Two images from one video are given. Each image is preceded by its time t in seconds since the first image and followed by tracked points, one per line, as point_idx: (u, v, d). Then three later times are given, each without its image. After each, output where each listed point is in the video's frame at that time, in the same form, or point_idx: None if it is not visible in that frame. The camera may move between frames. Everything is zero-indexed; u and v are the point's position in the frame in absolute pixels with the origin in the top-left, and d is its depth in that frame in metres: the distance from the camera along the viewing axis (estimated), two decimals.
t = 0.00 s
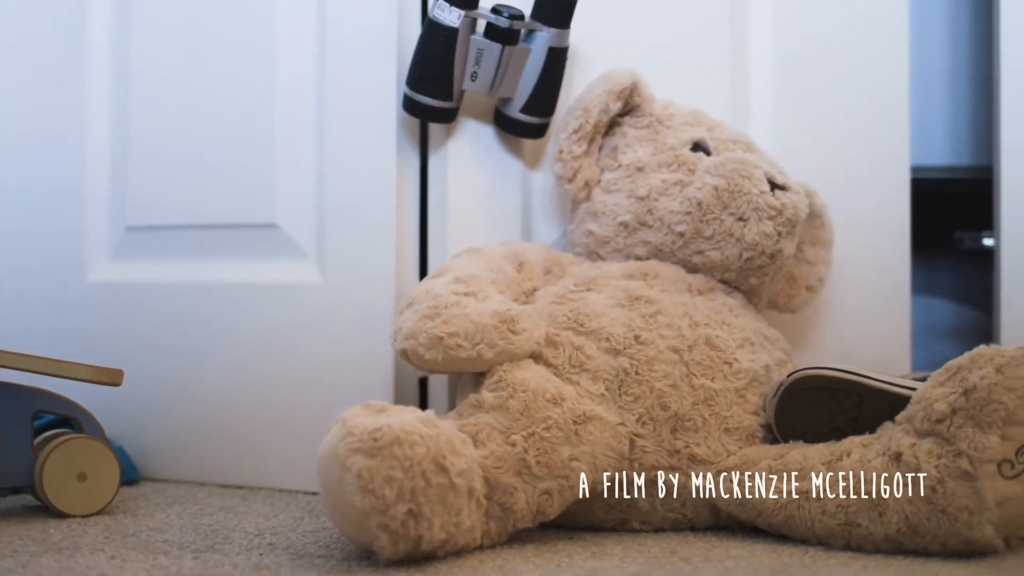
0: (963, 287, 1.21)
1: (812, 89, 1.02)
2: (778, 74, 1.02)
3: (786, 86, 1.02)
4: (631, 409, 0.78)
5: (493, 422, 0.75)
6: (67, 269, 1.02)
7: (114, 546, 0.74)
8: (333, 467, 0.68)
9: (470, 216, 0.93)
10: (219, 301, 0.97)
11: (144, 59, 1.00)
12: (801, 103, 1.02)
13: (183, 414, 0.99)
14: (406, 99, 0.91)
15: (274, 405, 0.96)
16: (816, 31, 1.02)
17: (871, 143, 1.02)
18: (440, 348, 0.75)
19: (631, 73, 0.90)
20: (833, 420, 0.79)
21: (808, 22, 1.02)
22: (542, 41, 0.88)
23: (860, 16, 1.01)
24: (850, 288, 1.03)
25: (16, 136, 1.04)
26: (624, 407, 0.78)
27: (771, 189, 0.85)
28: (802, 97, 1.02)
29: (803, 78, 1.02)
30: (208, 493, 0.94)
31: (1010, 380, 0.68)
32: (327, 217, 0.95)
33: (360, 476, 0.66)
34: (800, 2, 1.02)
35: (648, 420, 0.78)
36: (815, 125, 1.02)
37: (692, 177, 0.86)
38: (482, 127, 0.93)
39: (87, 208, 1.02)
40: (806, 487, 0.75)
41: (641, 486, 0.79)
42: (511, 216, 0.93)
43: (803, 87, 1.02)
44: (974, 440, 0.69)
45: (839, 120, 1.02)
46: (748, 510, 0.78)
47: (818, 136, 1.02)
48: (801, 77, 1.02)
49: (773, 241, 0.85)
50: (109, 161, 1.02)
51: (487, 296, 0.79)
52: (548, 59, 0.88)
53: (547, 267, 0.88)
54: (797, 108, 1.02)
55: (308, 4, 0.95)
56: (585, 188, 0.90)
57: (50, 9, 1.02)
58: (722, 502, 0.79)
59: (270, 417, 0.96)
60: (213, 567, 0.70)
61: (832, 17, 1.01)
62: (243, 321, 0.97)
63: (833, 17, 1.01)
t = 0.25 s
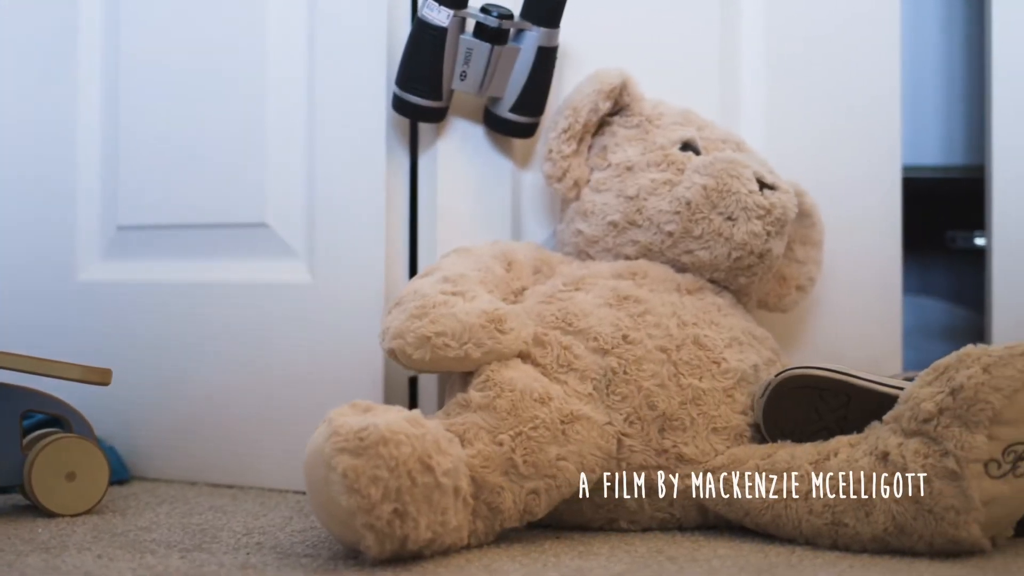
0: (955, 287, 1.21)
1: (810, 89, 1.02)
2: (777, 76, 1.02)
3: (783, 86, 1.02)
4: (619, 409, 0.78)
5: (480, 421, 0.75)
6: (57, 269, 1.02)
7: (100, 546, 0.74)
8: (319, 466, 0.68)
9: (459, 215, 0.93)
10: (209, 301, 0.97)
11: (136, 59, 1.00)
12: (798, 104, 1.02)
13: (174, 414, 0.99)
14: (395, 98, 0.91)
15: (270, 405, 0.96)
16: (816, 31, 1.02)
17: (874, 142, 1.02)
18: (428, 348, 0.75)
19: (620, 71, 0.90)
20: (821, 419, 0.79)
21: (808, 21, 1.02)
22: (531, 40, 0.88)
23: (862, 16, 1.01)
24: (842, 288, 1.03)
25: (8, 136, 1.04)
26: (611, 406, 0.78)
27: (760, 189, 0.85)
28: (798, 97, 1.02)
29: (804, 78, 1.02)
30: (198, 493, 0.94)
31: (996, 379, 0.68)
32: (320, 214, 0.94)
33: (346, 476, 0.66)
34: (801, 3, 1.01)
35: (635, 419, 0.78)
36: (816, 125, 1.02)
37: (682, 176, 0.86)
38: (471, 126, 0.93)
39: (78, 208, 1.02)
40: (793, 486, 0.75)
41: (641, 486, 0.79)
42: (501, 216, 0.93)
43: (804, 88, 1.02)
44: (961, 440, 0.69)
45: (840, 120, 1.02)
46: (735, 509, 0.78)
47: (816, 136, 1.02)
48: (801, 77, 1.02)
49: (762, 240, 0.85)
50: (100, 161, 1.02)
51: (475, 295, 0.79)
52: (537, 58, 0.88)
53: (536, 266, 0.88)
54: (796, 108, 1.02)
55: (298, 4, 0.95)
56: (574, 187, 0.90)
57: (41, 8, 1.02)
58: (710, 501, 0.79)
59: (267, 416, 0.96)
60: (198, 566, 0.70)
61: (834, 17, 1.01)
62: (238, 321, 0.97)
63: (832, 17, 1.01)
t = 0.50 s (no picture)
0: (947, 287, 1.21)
1: (805, 89, 1.02)
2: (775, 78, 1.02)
3: (779, 86, 1.02)
4: (607, 408, 0.78)
5: (467, 421, 0.75)
6: (48, 269, 1.02)
7: (87, 546, 0.74)
8: (305, 465, 0.67)
9: (449, 215, 0.93)
10: (199, 301, 0.97)
11: (126, 58, 1.00)
12: (794, 104, 1.02)
13: (164, 413, 0.99)
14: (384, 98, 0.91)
15: (261, 404, 0.96)
16: (813, 31, 1.01)
17: (870, 142, 1.02)
18: (415, 347, 0.75)
19: (610, 71, 0.90)
20: (809, 419, 0.79)
21: (805, 21, 1.01)
22: (520, 40, 0.88)
23: (861, 16, 1.01)
24: (833, 287, 1.03)
25: None
26: (599, 405, 0.78)
27: (749, 188, 0.85)
28: (792, 97, 1.02)
29: (800, 78, 1.02)
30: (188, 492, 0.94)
31: (983, 379, 0.68)
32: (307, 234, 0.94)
33: (332, 476, 0.66)
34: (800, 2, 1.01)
35: (623, 419, 0.78)
36: (812, 125, 1.02)
37: (671, 176, 0.86)
38: (461, 126, 0.93)
39: (69, 207, 1.02)
40: (780, 486, 0.75)
41: (641, 486, 0.79)
42: (490, 215, 0.93)
43: (801, 88, 1.02)
44: (948, 440, 0.69)
45: (836, 120, 1.02)
46: (723, 509, 0.78)
47: (812, 137, 1.02)
48: (797, 78, 1.02)
49: (751, 240, 0.85)
50: (91, 161, 1.02)
51: (463, 294, 0.79)
52: (526, 58, 0.88)
53: (525, 266, 0.88)
54: (795, 108, 1.02)
55: (288, 3, 0.95)
56: (564, 186, 0.90)
57: (33, 8, 1.02)
58: (698, 501, 0.79)
59: (258, 416, 0.96)
60: (184, 566, 0.70)
61: (834, 18, 1.01)
62: (229, 320, 0.97)
63: (830, 17, 1.01)
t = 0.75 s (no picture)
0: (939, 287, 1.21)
1: (800, 89, 1.02)
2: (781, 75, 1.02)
3: (774, 87, 1.02)
4: (595, 408, 0.78)
5: (454, 420, 0.75)
6: (39, 268, 1.02)
7: (74, 546, 0.74)
8: (291, 465, 0.67)
9: (439, 214, 0.93)
10: (189, 300, 0.97)
11: (115, 57, 1.00)
12: (787, 105, 1.02)
13: (154, 413, 0.99)
14: (373, 98, 0.91)
15: (251, 404, 0.96)
16: (808, 32, 1.02)
17: (865, 142, 1.02)
18: (403, 347, 0.75)
19: (600, 71, 0.90)
20: (797, 419, 0.79)
21: (800, 21, 1.02)
22: (509, 39, 0.88)
23: (862, 16, 1.01)
24: (824, 287, 1.03)
25: None
26: (587, 405, 0.78)
27: (739, 188, 0.85)
28: (786, 97, 1.02)
29: (795, 79, 1.02)
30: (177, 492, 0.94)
31: (971, 378, 0.68)
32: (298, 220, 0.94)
33: (318, 475, 0.66)
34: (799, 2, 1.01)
35: (611, 418, 0.78)
36: (807, 125, 1.02)
37: (660, 175, 0.86)
38: (451, 125, 0.93)
39: (60, 206, 1.02)
40: (767, 485, 0.75)
41: (642, 486, 0.79)
42: (480, 215, 0.93)
43: (797, 89, 1.02)
44: (935, 439, 0.69)
45: (832, 120, 1.02)
46: (711, 508, 0.78)
47: (807, 138, 1.02)
48: (793, 78, 1.02)
49: (739, 239, 0.85)
50: (82, 160, 1.02)
51: (451, 294, 0.79)
52: (515, 57, 0.88)
53: (514, 266, 0.88)
54: (792, 109, 1.02)
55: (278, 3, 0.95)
56: (553, 186, 0.90)
57: (24, 7, 1.02)
58: (685, 501, 0.79)
59: (248, 415, 0.96)
60: (170, 565, 0.70)
61: (837, 18, 1.01)
62: (219, 319, 0.97)
63: (827, 17, 1.01)
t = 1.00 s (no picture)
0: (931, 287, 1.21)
1: (795, 90, 1.02)
2: (782, 77, 1.02)
3: (773, 88, 1.02)
4: (582, 407, 0.78)
5: (442, 420, 0.75)
6: (30, 267, 1.02)
7: (61, 545, 0.74)
8: (277, 465, 0.67)
9: (428, 214, 0.93)
10: (179, 300, 0.97)
11: (106, 58, 1.00)
12: (782, 106, 1.02)
13: (144, 413, 0.99)
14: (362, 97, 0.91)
15: (240, 403, 0.96)
16: (804, 33, 1.01)
17: (865, 142, 1.02)
18: (391, 346, 0.75)
19: (590, 70, 0.90)
20: (785, 419, 0.79)
21: (797, 22, 1.01)
22: (499, 39, 0.88)
23: (861, 16, 1.01)
24: (815, 286, 1.03)
25: None
26: (575, 405, 0.78)
27: (728, 187, 0.85)
28: (779, 98, 1.02)
29: (791, 80, 1.02)
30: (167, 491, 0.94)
31: (958, 378, 0.68)
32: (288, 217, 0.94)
33: (303, 475, 0.66)
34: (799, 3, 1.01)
35: (598, 418, 0.78)
36: (802, 125, 1.02)
37: (649, 175, 0.86)
38: (441, 125, 0.93)
39: (50, 205, 1.02)
40: (755, 485, 0.75)
41: (642, 486, 0.79)
42: (470, 214, 0.93)
43: (795, 91, 1.02)
44: (922, 439, 0.69)
45: (832, 121, 1.02)
46: (698, 508, 0.78)
47: (804, 140, 1.02)
48: (790, 79, 1.02)
49: (728, 239, 0.85)
50: (73, 159, 1.02)
51: (439, 293, 0.79)
52: (505, 57, 0.88)
53: (503, 265, 0.88)
54: (789, 110, 1.02)
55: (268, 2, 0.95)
56: (543, 185, 0.90)
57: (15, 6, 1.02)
58: (673, 501, 0.79)
59: (237, 414, 0.96)
60: (156, 564, 0.70)
61: (839, 19, 1.01)
62: (209, 318, 0.96)
63: (826, 19, 1.01)
